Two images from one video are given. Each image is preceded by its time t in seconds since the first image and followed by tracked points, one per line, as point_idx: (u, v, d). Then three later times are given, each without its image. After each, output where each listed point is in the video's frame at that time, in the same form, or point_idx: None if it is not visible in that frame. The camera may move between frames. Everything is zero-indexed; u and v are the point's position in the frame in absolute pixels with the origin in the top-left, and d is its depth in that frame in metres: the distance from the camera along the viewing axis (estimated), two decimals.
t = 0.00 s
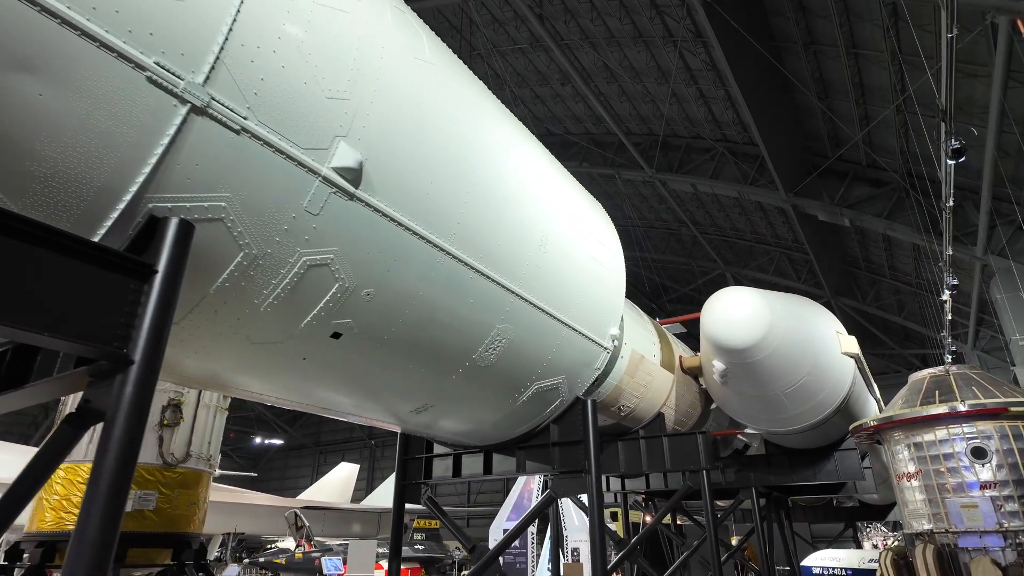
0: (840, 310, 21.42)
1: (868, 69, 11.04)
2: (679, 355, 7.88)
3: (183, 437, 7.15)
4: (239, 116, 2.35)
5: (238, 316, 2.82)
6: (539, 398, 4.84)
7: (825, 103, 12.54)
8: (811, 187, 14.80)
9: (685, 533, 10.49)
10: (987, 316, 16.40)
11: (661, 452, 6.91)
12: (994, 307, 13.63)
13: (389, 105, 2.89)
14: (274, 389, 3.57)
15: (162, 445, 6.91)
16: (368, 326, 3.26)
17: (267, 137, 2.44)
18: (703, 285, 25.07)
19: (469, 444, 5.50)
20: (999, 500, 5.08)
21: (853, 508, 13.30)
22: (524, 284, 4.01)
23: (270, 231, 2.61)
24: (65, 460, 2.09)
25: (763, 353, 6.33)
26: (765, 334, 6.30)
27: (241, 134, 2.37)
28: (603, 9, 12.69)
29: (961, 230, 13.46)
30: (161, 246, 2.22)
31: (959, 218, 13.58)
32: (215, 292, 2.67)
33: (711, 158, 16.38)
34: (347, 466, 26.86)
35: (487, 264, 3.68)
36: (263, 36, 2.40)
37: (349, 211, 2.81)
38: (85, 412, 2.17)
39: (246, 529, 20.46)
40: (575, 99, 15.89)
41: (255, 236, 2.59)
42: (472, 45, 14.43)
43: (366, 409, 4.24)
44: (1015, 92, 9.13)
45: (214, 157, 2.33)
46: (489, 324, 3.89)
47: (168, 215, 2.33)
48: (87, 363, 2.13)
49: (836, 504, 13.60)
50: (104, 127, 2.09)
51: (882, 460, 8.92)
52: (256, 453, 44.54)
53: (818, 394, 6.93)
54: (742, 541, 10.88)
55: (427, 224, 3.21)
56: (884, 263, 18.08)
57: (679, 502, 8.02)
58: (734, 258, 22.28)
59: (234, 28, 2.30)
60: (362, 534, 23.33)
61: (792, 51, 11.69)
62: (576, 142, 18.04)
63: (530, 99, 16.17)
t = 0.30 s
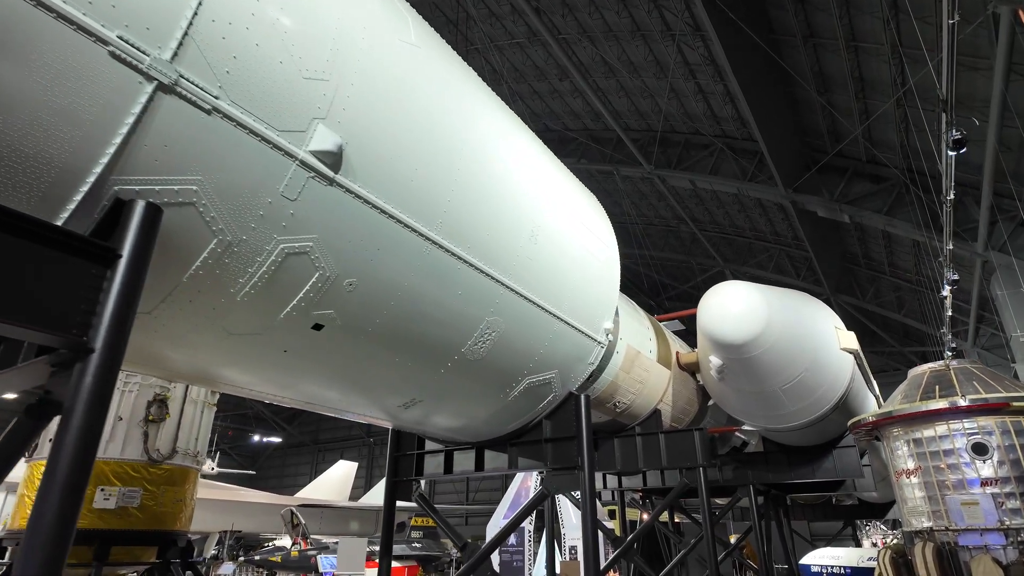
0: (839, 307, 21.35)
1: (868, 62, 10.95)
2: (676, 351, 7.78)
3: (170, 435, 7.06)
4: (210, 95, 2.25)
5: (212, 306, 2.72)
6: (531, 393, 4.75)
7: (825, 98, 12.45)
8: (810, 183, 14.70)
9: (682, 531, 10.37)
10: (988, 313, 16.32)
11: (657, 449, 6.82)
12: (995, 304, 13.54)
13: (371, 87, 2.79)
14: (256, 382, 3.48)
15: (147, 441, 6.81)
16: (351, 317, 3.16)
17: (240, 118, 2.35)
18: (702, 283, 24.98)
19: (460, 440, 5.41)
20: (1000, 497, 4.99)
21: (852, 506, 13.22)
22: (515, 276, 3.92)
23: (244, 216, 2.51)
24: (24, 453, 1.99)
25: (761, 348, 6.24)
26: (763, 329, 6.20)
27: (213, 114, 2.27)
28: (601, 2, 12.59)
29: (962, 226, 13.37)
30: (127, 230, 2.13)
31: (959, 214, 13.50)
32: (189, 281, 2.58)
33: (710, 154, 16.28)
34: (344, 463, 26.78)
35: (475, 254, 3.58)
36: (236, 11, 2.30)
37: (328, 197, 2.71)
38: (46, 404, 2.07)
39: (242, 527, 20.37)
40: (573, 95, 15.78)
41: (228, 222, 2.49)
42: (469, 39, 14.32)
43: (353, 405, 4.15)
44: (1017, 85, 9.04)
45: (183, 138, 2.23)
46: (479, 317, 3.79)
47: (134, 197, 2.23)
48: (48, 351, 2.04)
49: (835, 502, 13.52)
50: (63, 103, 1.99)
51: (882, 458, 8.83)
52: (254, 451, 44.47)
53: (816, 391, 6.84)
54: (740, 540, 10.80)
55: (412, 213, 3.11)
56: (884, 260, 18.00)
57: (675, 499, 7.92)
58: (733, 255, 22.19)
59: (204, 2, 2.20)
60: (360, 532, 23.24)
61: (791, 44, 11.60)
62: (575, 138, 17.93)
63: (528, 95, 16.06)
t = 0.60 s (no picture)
0: (838, 305, 21.27)
1: (867, 56, 10.88)
2: (673, 348, 7.68)
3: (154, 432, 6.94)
4: (180, 75, 2.16)
5: (187, 297, 2.63)
6: (523, 389, 4.66)
7: (824, 93, 12.37)
8: (809, 180, 14.62)
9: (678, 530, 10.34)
10: (988, 311, 16.25)
11: (654, 447, 6.73)
12: (995, 301, 13.47)
13: (351, 69, 2.70)
14: (237, 377, 3.38)
15: (132, 438, 6.73)
16: (333, 310, 3.06)
17: (211, 99, 2.25)
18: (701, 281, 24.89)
19: (452, 437, 5.33)
20: (1001, 496, 4.90)
21: (852, 505, 13.12)
22: (505, 268, 3.83)
23: (217, 203, 2.42)
24: None
25: (758, 344, 6.14)
26: (760, 324, 6.11)
27: (182, 95, 2.18)
28: None
29: (962, 223, 13.30)
30: (89, 214, 2.03)
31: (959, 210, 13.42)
32: (160, 271, 2.48)
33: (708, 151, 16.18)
34: (342, 463, 26.69)
35: (463, 245, 3.48)
36: None
37: (307, 184, 2.62)
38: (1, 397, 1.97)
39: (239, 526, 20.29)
40: (570, 91, 15.68)
41: (202, 209, 2.39)
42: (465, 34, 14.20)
43: (340, 401, 4.05)
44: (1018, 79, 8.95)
45: (150, 119, 2.13)
46: (467, 311, 3.70)
47: (98, 180, 2.13)
48: (4, 340, 1.94)
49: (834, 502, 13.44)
50: (17, 80, 1.89)
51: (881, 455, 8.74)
52: (253, 450, 44.40)
53: (814, 387, 6.75)
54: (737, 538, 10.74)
55: (395, 201, 3.02)
56: (883, 258, 17.92)
57: (672, 498, 7.83)
58: (732, 253, 22.11)
59: None
60: (357, 531, 23.13)
61: (791, 38, 11.50)
62: (573, 135, 17.83)
63: (525, 91, 15.96)
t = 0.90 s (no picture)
0: (837, 303, 21.20)
1: (865, 51, 10.80)
2: (668, 344, 7.59)
3: (137, 430, 6.83)
4: (142, 52, 2.07)
5: (157, 287, 2.54)
6: (513, 384, 4.57)
7: (822, 89, 12.26)
8: (807, 176, 14.53)
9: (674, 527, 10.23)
10: (987, 308, 16.19)
11: (649, 444, 6.64)
12: (995, 298, 13.40)
13: (328, 50, 2.61)
14: (215, 371, 3.29)
15: (115, 434, 6.64)
16: (314, 301, 2.97)
17: (177, 79, 2.16)
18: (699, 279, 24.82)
19: (441, 434, 5.24)
20: (1000, 493, 4.81)
21: (850, 504, 13.04)
22: (493, 259, 3.73)
23: (185, 187, 2.32)
24: None
25: (754, 339, 6.05)
26: (755, 319, 6.02)
27: (146, 73, 2.09)
28: None
29: (961, 219, 13.22)
30: (45, 195, 1.94)
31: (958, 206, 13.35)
32: (128, 259, 2.39)
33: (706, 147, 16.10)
34: (340, 461, 26.63)
35: (449, 235, 3.39)
36: None
37: (281, 170, 2.52)
38: None
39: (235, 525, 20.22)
40: (568, 87, 15.60)
41: (169, 194, 2.30)
42: (461, 29, 14.11)
43: (325, 396, 3.96)
44: (1017, 73, 8.89)
45: (112, 98, 2.04)
46: (454, 303, 3.60)
47: (56, 160, 2.04)
48: None
49: (833, 500, 13.35)
50: None
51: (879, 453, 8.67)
52: (252, 449, 44.38)
53: (811, 384, 6.66)
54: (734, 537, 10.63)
55: (376, 188, 2.92)
56: (882, 255, 17.85)
57: (667, 495, 7.74)
58: (730, 251, 22.03)
59: None
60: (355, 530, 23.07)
61: (789, 32, 11.41)
62: (570, 131, 17.74)
63: (522, 87, 15.88)
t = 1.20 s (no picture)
0: (836, 301, 21.11)
1: (864, 46, 10.70)
2: (664, 342, 7.48)
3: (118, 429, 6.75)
4: (98, 32, 1.97)
5: (122, 280, 2.44)
6: (502, 381, 4.47)
7: (821, 84, 12.17)
8: (805, 173, 14.45)
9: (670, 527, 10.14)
10: (986, 306, 16.11)
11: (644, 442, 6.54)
12: (994, 296, 13.32)
13: (302, 33, 2.52)
14: (190, 368, 3.19)
15: (96, 434, 6.56)
16: (289, 294, 2.87)
17: (138, 60, 2.06)
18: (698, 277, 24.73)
19: (430, 433, 5.14)
20: (999, 492, 4.72)
21: (848, 503, 12.94)
22: (480, 252, 3.64)
23: (147, 175, 2.23)
24: None
25: (749, 336, 5.96)
26: (750, 315, 5.93)
27: (103, 54, 1.99)
28: None
29: (960, 216, 13.13)
30: None
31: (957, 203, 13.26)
32: (91, 249, 2.29)
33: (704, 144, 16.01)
34: (338, 461, 26.56)
35: (432, 227, 3.29)
36: None
37: (251, 157, 2.43)
38: None
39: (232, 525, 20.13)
40: (564, 84, 15.50)
41: (131, 180, 2.20)
42: (457, 25, 14.01)
43: (306, 394, 3.85)
44: (1017, 67, 8.81)
45: (66, 79, 1.94)
46: (439, 297, 3.51)
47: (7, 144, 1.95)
48: None
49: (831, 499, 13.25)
50: None
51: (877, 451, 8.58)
52: (250, 448, 44.32)
53: (808, 382, 6.56)
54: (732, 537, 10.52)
55: (354, 177, 2.83)
56: (881, 253, 17.77)
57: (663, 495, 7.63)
58: (728, 249, 21.94)
59: None
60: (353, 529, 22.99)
61: (786, 28, 11.32)
62: (568, 129, 17.64)
63: (519, 84, 15.77)
